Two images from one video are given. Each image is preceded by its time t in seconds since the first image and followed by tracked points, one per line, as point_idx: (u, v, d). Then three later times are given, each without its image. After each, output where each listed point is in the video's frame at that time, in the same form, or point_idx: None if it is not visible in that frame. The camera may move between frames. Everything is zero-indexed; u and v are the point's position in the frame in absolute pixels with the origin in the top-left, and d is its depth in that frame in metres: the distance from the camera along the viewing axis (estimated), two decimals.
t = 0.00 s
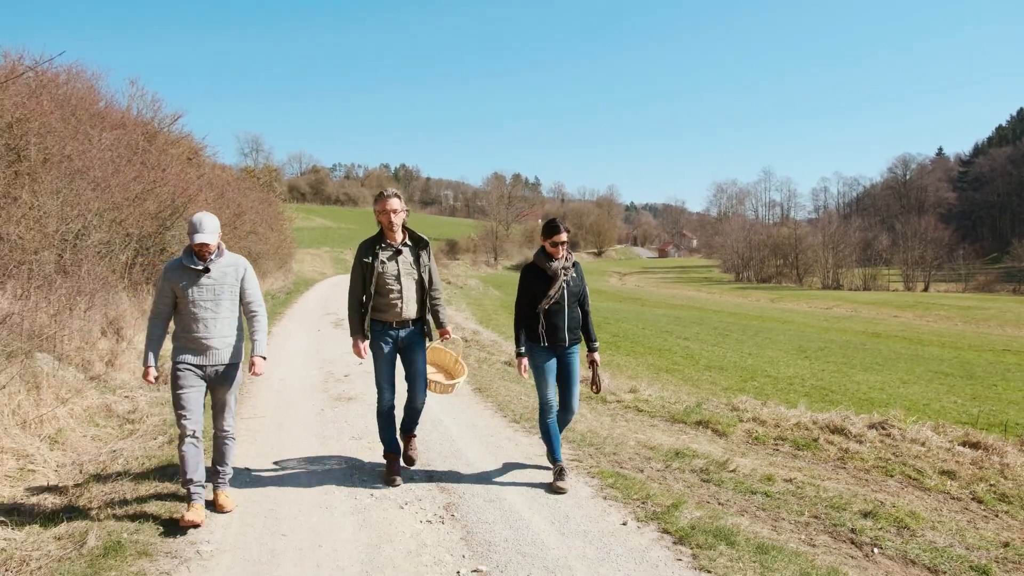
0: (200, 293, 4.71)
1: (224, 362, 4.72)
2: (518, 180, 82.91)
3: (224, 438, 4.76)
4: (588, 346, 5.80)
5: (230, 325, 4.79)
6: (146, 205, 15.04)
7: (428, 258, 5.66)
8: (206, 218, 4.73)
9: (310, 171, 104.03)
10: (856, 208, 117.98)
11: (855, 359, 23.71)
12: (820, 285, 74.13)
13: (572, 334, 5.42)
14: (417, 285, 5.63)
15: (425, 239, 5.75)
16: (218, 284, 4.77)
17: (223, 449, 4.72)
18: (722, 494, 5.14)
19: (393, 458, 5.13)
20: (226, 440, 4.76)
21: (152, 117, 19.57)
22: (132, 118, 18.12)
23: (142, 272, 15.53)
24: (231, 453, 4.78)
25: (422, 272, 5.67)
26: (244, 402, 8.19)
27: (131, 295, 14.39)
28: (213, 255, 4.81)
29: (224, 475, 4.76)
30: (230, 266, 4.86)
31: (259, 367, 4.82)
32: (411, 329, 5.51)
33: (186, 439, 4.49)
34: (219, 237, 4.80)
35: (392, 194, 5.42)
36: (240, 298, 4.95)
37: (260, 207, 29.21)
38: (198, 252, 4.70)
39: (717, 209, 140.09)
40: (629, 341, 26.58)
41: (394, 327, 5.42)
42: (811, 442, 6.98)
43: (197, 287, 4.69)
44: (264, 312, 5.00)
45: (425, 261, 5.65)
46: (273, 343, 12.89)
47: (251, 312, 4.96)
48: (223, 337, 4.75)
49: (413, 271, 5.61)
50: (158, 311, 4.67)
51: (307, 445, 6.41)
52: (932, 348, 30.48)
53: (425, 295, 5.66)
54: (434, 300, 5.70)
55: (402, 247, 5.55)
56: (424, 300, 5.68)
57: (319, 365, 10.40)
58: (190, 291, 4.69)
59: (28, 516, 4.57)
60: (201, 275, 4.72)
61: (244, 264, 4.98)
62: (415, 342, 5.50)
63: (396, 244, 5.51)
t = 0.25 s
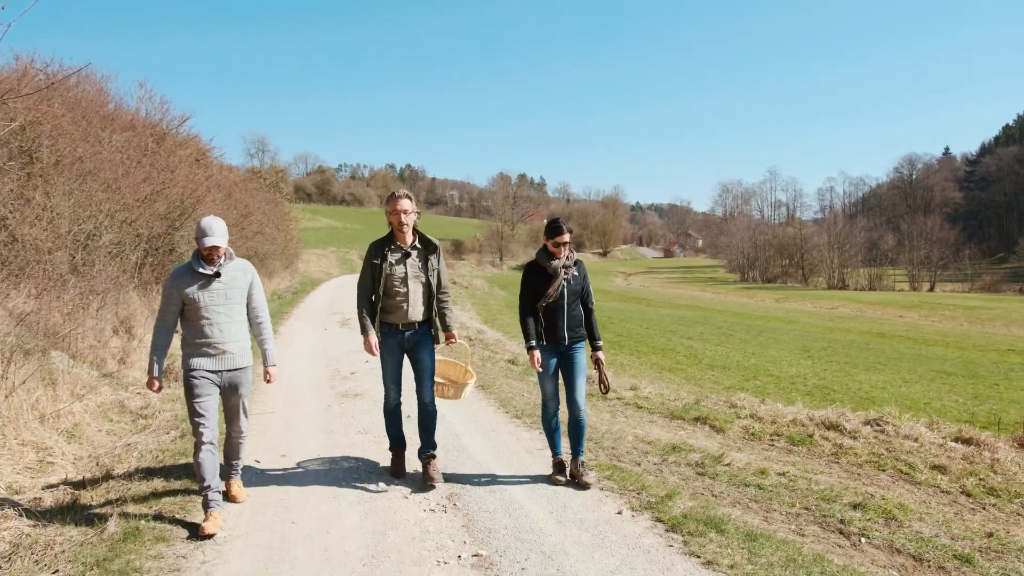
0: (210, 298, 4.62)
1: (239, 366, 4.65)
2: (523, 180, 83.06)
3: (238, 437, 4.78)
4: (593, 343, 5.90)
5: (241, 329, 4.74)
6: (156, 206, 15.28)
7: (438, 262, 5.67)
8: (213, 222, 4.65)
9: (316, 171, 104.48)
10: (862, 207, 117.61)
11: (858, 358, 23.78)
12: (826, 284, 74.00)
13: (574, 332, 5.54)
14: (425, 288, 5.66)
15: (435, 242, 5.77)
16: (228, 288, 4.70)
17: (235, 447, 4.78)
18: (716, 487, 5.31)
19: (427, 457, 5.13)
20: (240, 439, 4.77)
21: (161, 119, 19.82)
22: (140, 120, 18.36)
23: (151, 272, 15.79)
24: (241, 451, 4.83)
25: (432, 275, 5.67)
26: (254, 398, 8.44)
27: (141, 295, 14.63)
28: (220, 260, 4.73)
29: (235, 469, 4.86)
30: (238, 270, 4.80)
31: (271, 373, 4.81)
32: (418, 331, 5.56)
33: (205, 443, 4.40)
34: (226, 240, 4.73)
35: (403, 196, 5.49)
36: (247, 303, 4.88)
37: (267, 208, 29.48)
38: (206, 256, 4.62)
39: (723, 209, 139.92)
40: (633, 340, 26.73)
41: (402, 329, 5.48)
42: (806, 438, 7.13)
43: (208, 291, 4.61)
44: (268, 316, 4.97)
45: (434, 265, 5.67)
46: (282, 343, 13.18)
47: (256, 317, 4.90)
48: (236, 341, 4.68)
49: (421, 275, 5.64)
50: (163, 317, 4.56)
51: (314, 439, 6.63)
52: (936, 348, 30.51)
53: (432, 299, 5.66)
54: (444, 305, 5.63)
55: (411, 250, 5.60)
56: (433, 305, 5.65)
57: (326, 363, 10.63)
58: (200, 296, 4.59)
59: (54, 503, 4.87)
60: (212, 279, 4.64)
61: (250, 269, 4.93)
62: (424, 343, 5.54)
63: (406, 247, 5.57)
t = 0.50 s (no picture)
0: (211, 291, 4.71)
1: (239, 359, 4.71)
2: (528, 181, 83.20)
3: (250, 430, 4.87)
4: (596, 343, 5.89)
5: (243, 322, 4.82)
6: (163, 207, 15.53)
7: (451, 267, 5.54)
8: (213, 216, 4.73)
9: (321, 172, 104.99)
10: (868, 207, 117.31)
11: (860, 358, 23.86)
12: (831, 284, 73.84)
13: (571, 333, 5.56)
14: (436, 291, 5.51)
15: (450, 247, 5.60)
16: (230, 281, 4.78)
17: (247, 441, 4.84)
18: (707, 478, 5.48)
19: (434, 462, 5.06)
20: (252, 431, 4.86)
21: (168, 121, 20.09)
22: (148, 122, 18.63)
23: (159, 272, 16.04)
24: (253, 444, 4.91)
25: (444, 279, 5.51)
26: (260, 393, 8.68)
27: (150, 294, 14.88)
28: (221, 254, 4.81)
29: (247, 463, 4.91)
30: (239, 264, 4.88)
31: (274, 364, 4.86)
32: (427, 334, 5.45)
33: (209, 439, 4.50)
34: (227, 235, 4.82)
35: (421, 197, 5.38)
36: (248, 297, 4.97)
37: (272, 208, 29.78)
38: (207, 250, 4.70)
39: (728, 209, 139.73)
40: (636, 340, 26.89)
41: (410, 332, 5.39)
42: (799, 432, 7.29)
43: (209, 284, 4.70)
44: (269, 309, 5.06)
45: (446, 268, 5.51)
46: (288, 340, 13.44)
47: (258, 310, 5.01)
48: (237, 334, 4.75)
49: (433, 278, 5.49)
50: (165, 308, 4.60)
51: (319, 432, 6.86)
52: (939, 347, 30.53)
53: (444, 303, 5.51)
54: (454, 309, 5.50)
55: (425, 252, 5.49)
56: (444, 308, 5.53)
57: (332, 361, 10.86)
58: (201, 291, 4.67)
59: (70, 489, 5.14)
60: (213, 273, 4.73)
61: (250, 263, 5.01)
62: (431, 347, 5.45)
63: (419, 249, 5.46)
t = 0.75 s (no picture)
0: (210, 289, 4.70)
1: (238, 357, 4.68)
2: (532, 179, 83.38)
3: (248, 438, 4.60)
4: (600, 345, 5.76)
5: (244, 320, 4.80)
6: (169, 206, 15.76)
7: (460, 262, 5.56)
8: (212, 215, 4.72)
9: (325, 171, 105.41)
10: (872, 205, 116.99)
11: (861, 356, 23.96)
12: (834, 283, 73.77)
13: (573, 332, 5.46)
14: (446, 286, 5.50)
15: (460, 242, 5.64)
16: (228, 280, 4.76)
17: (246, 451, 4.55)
18: (697, 470, 5.65)
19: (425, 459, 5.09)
20: (250, 441, 4.59)
21: (174, 122, 20.33)
22: (154, 123, 18.86)
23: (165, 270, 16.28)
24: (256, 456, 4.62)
25: (453, 274, 5.52)
26: (264, 388, 8.89)
27: (156, 292, 15.12)
28: (221, 252, 4.80)
29: (252, 480, 4.58)
30: (239, 262, 4.86)
31: (275, 362, 4.81)
32: (436, 329, 5.41)
33: (214, 435, 4.66)
34: (226, 233, 4.79)
35: (433, 192, 5.37)
36: (250, 295, 4.96)
37: (276, 208, 30.03)
38: (206, 249, 4.70)
39: (731, 208, 139.65)
40: (638, 337, 27.05)
41: (420, 327, 5.35)
42: (791, 427, 7.44)
43: (208, 283, 4.69)
44: (273, 306, 5.02)
45: (456, 264, 5.54)
46: (292, 338, 13.68)
47: (261, 308, 4.98)
48: (237, 332, 4.72)
49: (443, 273, 5.48)
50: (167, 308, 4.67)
51: (321, 426, 7.06)
52: (941, 345, 30.58)
53: (453, 298, 5.51)
54: (463, 303, 5.50)
55: (435, 247, 5.47)
56: (453, 302, 5.53)
57: (335, 358, 11.06)
58: (201, 289, 4.68)
59: (84, 480, 5.36)
60: (211, 272, 4.72)
61: (252, 261, 4.98)
62: (439, 343, 5.43)
63: (430, 244, 5.45)
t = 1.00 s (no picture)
0: (208, 295, 4.62)
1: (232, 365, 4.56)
2: (534, 182, 83.60)
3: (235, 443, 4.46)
4: (598, 342, 5.87)
5: (243, 326, 4.66)
6: (173, 209, 15.96)
7: (461, 264, 5.59)
8: (211, 220, 4.64)
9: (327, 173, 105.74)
10: (873, 208, 117.12)
11: (858, 357, 24.08)
12: (835, 285, 73.82)
13: (571, 330, 5.57)
14: (447, 289, 5.56)
15: (460, 244, 5.68)
16: (225, 286, 4.65)
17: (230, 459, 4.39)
18: (686, 465, 5.82)
19: (411, 458, 5.13)
20: (237, 445, 4.44)
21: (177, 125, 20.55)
22: (157, 127, 19.06)
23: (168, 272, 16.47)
24: (243, 462, 4.45)
25: (454, 276, 5.57)
26: (266, 388, 9.06)
27: (159, 294, 15.31)
28: (221, 257, 4.70)
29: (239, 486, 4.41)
30: (238, 267, 4.72)
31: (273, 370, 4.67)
32: (438, 332, 5.47)
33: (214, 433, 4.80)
34: (225, 237, 4.67)
35: (430, 195, 5.45)
36: (254, 299, 4.82)
37: (278, 210, 30.26)
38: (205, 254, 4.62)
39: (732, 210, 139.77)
40: (637, 339, 27.20)
41: (422, 330, 5.40)
42: (780, 425, 7.60)
43: (205, 290, 4.61)
44: (277, 311, 4.85)
45: (457, 266, 5.57)
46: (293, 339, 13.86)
47: (265, 314, 4.81)
48: (234, 340, 4.60)
49: (444, 276, 5.55)
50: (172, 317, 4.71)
51: (321, 424, 7.24)
52: (939, 347, 30.69)
53: (455, 300, 5.57)
54: (465, 304, 5.56)
55: (435, 250, 5.54)
56: (455, 304, 5.58)
57: (335, 358, 11.23)
58: (201, 295, 4.62)
59: (90, 476, 5.52)
60: (209, 279, 4.64)
61: (255, 265, 4.82)
62: (440, 347, 5.48)
63: (430, 246, 5.52)
